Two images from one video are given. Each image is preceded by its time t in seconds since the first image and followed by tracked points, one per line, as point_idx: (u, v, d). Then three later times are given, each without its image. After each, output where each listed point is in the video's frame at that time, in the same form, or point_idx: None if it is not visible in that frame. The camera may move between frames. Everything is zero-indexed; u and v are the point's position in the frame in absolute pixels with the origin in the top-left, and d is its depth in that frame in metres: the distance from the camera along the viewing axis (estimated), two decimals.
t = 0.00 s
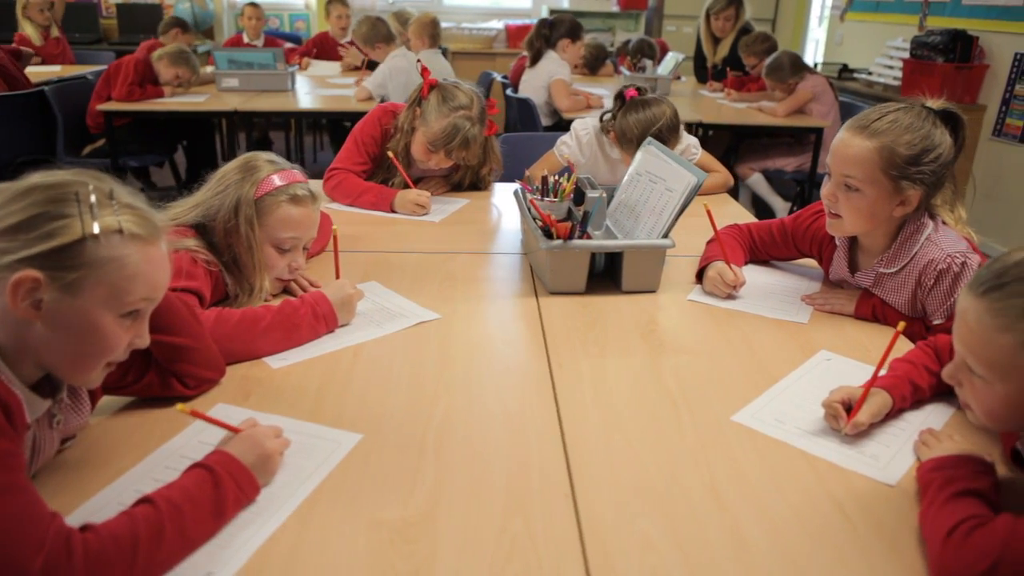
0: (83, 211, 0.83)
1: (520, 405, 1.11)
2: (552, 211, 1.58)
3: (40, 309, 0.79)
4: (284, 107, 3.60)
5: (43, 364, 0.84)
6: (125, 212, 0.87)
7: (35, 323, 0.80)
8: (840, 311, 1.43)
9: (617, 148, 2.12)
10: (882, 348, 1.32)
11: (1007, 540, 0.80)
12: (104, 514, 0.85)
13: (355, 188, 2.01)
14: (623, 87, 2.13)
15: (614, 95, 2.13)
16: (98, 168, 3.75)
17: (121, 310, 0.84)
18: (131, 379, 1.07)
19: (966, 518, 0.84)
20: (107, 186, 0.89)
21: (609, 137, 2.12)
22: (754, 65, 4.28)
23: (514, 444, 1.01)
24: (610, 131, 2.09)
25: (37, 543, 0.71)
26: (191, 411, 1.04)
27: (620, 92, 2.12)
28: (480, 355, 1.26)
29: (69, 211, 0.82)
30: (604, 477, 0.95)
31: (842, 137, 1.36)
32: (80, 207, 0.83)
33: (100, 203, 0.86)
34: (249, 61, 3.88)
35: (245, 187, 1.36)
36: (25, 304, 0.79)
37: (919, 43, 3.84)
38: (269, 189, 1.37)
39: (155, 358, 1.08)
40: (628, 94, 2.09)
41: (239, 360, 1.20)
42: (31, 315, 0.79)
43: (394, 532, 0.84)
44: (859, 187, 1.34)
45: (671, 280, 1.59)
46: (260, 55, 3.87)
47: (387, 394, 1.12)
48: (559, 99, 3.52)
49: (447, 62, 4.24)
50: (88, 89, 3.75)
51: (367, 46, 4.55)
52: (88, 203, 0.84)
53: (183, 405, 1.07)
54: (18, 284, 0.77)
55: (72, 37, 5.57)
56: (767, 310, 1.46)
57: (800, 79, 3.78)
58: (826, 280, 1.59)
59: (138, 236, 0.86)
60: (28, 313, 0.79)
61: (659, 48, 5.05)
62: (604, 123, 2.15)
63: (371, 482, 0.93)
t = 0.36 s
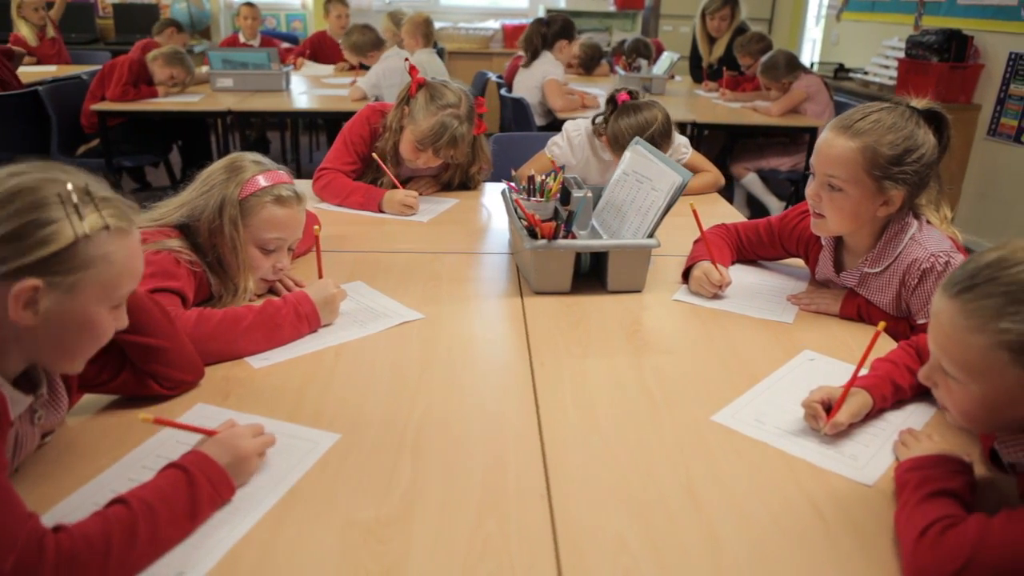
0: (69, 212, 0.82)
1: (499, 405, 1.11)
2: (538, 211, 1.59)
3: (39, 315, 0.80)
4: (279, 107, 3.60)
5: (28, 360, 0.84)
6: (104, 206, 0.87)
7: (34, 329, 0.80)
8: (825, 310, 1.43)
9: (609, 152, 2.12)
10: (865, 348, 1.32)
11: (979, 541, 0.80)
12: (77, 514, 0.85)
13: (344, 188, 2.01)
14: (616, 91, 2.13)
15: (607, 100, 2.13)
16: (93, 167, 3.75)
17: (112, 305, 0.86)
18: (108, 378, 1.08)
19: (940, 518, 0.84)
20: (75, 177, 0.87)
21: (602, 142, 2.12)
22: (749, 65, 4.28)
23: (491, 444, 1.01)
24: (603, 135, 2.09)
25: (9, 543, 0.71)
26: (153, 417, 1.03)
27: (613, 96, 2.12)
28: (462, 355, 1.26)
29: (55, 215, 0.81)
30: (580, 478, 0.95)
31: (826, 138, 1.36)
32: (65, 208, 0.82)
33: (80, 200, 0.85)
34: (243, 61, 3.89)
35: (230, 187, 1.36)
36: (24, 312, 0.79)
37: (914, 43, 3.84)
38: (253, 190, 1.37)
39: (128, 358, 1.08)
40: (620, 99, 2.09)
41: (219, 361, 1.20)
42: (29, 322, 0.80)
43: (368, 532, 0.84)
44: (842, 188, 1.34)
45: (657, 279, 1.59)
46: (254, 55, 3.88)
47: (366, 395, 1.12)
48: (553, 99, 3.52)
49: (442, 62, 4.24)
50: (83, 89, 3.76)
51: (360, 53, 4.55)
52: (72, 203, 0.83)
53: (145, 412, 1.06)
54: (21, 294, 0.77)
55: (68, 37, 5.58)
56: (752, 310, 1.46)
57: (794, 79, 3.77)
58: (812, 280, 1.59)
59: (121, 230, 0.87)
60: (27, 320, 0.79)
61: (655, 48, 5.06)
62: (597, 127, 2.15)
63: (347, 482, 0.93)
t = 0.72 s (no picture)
0: (48, 188, 0.83)
1: (478, 406, 1.10)
2: (523, 212, 1.59)
3: (48, 290, 0.82)
4: (273, 107, 3.61)
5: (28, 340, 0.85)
6: (71, 173, 0.88)
7: (46, 305, 0.83)
8: (809, 310, 1.43)
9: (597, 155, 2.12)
10: (848, 348, 1.32)
11: (949, 543, 0.80)
12: (49, 514, 0.85)
13: (333, 187, 2.01)
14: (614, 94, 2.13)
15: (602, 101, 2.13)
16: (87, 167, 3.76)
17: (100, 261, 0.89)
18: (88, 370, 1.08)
19: (912, 518, 0.84)
20: (29, 151, 0.86)
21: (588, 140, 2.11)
22: (743, 65, 4.28)
23: (467, 444, 1.01)
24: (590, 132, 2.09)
25: None
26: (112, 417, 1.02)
27: (608, 99, 2.12)
28: (444, 355, 1.26)
29: (38, 193, 0.82)
30: (555, 478, 0.95)
31: (810, 137, 1.36)
32: (43, 183, 0.83)
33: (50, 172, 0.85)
34: (237, 61, 3.88)
35: (213, 187, 1.36)
36: (35, 288, 0.81)
37: (910, 43, 3.85)
38: (237, 190, 1.37)
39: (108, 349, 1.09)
40: (615, 102, 2.10)
41: (202, 360, 1.20)
42: (38, 299, 0.82)
43: (340, 532, 0.84)
44: (827, 187, 1.34)
45: (643, 279, 1.59)
46: (249, 54, 3.88)
47: (344, 395, 1.12)
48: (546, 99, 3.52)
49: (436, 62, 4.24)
50: (78, 89, 3.76)
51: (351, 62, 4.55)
52: (48, 178, 0.84)
53: (104, 412, 1.06)
54: (33, 270, 0.80)
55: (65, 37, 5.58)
56: (736, 309, 1.46)
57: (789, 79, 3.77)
58: (798, 280, 1.59)
59: (90, 191, 0.90)
60: (37, 298, 0.82)
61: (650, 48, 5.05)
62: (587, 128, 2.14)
63: (322, 483, 0.92)
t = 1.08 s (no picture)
0: None
1: (462, 406, 1.10)
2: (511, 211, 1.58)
3: (10, 230, 0.88)
4: (268, 107, 3.60)
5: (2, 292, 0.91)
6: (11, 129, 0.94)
7: (10, 247, 0.89)
8: (797, 310, 1.43)
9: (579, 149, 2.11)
10: (835, 348, 1.32)
11: (934, 538, 0.79)
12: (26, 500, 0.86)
13: (325, 187, 2.01)
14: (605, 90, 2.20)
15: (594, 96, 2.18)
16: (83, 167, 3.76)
17: (55, 208, 0.96)
18: (69, 365, 1.10)
19: (899, 519, 0.84)
20: None
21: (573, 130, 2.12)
22: (740, 65, 4.28)
23: (449, 444, 1.01)
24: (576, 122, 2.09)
25: None
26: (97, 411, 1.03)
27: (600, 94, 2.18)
28: (429, 355, 1.25)
29: None
30: (535, 478, 0.95)
31: (792, 146, 1.35)
32: None
33: None
34: (233, 61, 3.89)
35: (200, 187, 1.36)
36: None
37: (906, 43, 3.86)
38: (224, 189, 1.37)
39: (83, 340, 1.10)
40: (607, 97, 2.16)
41: (186, 360, 1.20)
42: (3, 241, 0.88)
43: (316, 532, 0.84)
44: (810, 196, 1.34)
45: (631, 279, 1.59)
46: (244, 55, 3.88)
47: (328, 394, 1.12)
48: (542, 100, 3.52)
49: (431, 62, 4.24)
50: (73, 89, 3.78)
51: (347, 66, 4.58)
52: None
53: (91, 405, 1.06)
54: None
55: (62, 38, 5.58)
56: (724, 309, 1.45)
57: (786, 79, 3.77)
58: (788, 278, 1.59)
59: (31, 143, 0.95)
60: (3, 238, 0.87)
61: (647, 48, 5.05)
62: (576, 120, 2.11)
63: (302, 481, 0.93)
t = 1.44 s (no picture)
0: None
1: (447, 406, 1.10)
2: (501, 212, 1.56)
3: None
4: (264, 107, 3.60)
5: None
6: None
7: None
8: (785, 309, 1.43)
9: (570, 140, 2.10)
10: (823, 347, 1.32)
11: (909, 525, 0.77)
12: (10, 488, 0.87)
13: (316, 187, 2.01)
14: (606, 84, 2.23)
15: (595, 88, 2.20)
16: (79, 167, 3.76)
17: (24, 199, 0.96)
18: (40, 362, 1.09)
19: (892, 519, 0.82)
20: None
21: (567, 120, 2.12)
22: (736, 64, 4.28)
23: (432, 444, 1.01)
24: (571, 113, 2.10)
25: None
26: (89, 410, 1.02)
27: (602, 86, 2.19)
28: (416, 355, 1.25)
29: None
30: (517, 478, 0.95)
31: (772, 153, 1.35)
32: None
33: None
34: (229, 61, 3.89)
35: (187, 187, 1.36)
36: None
37: (903, 41, 3.87)
38: (211, 189, 1.37)
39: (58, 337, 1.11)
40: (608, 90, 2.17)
41: (171, 360, 1.20)
42: None
43: (296, 532, 0.84)
44: (794, 203, 1.35)
45: (620, 279, 1.59)
46: (241, 55, 3.88)
47: (313, 394, 1.12)
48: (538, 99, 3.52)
49: (427, 62, 4.24)
50: (70, 90, 3.79)
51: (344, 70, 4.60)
52: None
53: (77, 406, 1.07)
54: None
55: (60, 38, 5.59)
56: (713, 309, 1.45)
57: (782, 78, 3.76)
58: (779, 274, 1.60)
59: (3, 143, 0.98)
60: None
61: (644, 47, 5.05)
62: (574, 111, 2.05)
63: (283, 482, 0.93)
